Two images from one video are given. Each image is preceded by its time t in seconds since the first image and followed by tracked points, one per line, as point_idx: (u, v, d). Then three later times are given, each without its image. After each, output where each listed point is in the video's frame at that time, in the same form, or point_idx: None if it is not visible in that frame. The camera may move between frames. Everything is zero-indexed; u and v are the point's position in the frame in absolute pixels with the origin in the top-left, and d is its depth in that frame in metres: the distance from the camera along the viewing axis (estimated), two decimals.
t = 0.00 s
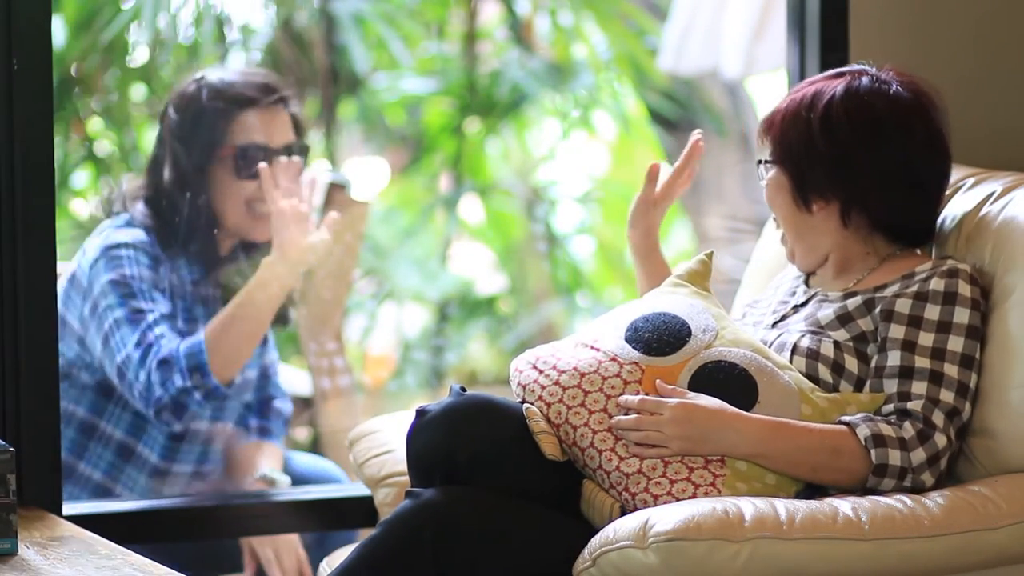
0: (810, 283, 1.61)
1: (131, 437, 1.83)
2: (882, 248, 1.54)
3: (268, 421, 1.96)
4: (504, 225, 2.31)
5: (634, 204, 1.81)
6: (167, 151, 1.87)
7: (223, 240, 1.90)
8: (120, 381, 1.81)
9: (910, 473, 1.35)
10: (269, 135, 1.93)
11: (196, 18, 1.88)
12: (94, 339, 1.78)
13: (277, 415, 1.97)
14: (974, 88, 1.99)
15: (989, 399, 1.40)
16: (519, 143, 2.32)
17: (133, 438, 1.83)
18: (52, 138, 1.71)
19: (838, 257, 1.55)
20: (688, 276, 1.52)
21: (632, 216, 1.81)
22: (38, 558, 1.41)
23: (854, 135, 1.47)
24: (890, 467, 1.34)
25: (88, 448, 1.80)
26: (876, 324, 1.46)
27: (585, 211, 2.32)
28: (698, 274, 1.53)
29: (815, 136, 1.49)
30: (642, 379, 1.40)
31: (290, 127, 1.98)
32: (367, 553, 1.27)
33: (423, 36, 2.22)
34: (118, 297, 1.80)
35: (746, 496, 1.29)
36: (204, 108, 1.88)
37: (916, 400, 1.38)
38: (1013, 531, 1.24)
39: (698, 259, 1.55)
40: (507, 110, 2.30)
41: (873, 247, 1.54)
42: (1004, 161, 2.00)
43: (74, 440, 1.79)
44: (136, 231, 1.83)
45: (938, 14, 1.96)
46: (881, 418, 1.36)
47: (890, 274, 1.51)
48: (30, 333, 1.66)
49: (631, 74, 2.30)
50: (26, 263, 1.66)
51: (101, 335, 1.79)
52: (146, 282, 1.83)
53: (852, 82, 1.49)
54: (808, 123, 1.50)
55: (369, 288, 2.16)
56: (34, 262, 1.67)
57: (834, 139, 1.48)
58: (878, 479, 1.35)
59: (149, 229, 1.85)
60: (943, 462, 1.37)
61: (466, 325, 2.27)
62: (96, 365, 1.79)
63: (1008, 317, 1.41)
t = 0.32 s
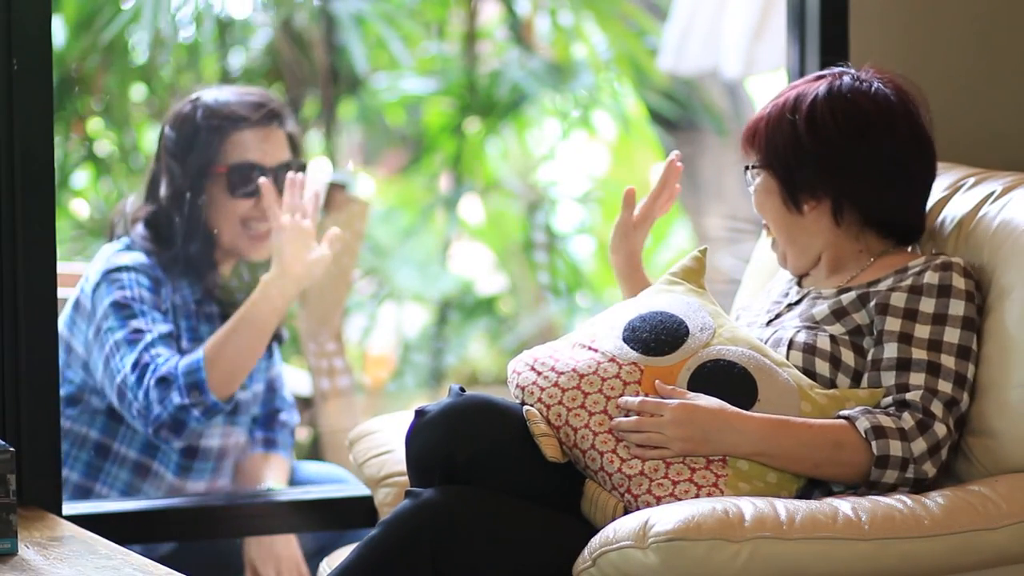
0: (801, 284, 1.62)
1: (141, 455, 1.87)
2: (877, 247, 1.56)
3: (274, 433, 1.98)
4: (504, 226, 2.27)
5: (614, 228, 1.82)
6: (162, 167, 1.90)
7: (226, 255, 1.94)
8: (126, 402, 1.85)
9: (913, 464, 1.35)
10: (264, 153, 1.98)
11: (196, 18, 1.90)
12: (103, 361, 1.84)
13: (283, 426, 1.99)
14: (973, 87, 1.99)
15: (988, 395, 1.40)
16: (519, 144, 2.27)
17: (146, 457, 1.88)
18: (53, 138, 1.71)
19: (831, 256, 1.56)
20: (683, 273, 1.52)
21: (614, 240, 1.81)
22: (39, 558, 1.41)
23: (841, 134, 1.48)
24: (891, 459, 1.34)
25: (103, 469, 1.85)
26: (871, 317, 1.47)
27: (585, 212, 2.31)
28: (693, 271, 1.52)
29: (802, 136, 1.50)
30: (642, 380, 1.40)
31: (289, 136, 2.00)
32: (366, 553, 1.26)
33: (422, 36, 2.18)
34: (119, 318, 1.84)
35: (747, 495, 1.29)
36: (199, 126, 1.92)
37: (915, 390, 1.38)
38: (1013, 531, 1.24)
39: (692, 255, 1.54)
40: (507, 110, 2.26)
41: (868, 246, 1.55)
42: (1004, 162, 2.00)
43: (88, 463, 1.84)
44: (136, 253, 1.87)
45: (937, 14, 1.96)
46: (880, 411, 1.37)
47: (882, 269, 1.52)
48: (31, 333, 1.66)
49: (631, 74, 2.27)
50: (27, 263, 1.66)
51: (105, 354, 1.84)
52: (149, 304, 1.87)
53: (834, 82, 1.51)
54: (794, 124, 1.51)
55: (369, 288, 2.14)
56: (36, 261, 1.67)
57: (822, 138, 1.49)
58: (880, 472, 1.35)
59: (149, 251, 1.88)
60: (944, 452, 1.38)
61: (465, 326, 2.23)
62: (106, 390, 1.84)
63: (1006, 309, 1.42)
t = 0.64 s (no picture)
0: (800, 284, 1.62)
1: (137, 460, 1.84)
2: (876, 247, 1.55)
3: (270, 436, 1.96)
4: (504, 226, 2.29)
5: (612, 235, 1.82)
6: (162, 180, 1.87)
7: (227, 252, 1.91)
8: (116, 417, 1.81)
9: (913, 464, 1.35)
10: (264, 164, 1.93)
11: (196, 18, 1.89)
12: (96, 373, 1.79)
13: (281, 429, 1.98)
14: (973, 87, 1.99)
15: (988, 395, 1.40)
16: (518, 143, 2.30)
17: (142, 461, 1.85)
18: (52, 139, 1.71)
19: (830, 256, 1.56)
20: (683, 273, 1.52)
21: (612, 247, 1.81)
22: (39, 558, 1.41)
23: (841, 134, 1.48)
24: (891, 459, 1.34)
25: (98, 474, 1.81)
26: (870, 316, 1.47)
27: (586, 212, 2.31)
28: (692, 270, 1.53)
29: (802, 135, 1.50)
30: (642, 380, 1.40)
31: (291, 149, 1.98)
32: (366, 553, 1.26)
33: (422, 37, 2.20)
34: (113, 333, 1.80)
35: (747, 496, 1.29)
36: (199, 140, 1.89)
37: (914, 389, 1.38)
38: (1013, 531, 1.24)
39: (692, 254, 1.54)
40: (507, 110, 2.28)
41: (867, 246, 1.55)
42: (1004, 162, 2.00)
43: (83, 467, 1.80)
44: (135, 265, 1.84)
45: (938, 14, 1.96)
46: (879, 411, 1.37)
47: (881, 269, 1.52)
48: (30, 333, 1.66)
49: (631, 73, 2.28)
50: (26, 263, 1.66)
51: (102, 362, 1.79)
52: (144, 318, 1.83)
53: (834, 83, 1.51)
54: (793, 124, 1.51)
55: (369, 288, 2.16)
56: (35, 262, 1.67)
57: (822, 138, 1.49)
58: (881, 472, 1.35)
59: (148, 263, 1.85)
60: (944, 451, 1.38)
61: (466, 327, 2.25)
62: (101, 399, 1.80)
63: (1005, 309, 1.42)
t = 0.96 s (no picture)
0: (802, 285, 1.61)
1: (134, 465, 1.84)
2: (878, 247, 1.55)
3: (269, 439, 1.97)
4: (504, 226, 2.29)
5: (619, 233, 1.82)
6: (166, 191, 1.88)
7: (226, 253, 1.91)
8: (115, 420, 1.81)
9: (913, 464, 1.35)
10: (266, 172, 1.95)
11: (196, 18, 1.89)
12: (96, 376, 1.80)
13: (280, 433, 1.98)
14: (972, 88, 1.99)
15: (988, 396, 1.40)
16: (519, 143, 2.30)
17: (138, 464, 1.85)
18: (51, 139, 1.71)
19: (831, 257, 1.56)
20: (683, 273, 1.52)
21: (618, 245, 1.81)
22: (39, 558, 1.41)
23: (844, 133, 1.48)
24: (891, 459, 1.34)
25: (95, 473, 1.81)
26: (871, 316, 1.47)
27: (586, 211, 2.31)
28: (693, 271, 1.52)
29: (805, 135, 1.50)
30: (642, 380, 1.40)
31: (292, 158, 1.99)
32: (366, 552, 1.26)
33: (422, 37, 2.19)
34: (112, 337, 1.80)
35: (749, 497, 1.29)
36: (202, 148, 1.90)
37: (915, 390, 1.38)
38: (1014, 531, 1.24)
39: (692, 255, 1.54)
40: (507, 110, 2.28)
41: (868, 246, 1.55)
42: (1004, 162, 2.00)
43: (81, 466, 1.80)
44: (138, 270, 1.84)
45: (937, 14, 1.96)
46: (880, 411, 1.37)
47: (883, 269, 1.52)
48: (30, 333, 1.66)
49: (631, 73, 2.28)
50: (26, 264, 1.66)
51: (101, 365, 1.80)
52: (143, 324, 1.83)
53: (838, 83, 1.51)
54: (797, 124, 1.51)
55: (369, 288, 2.15)
56: (35, 262, 1.66)
57: (824, 138, 1.49)
58: (881, 472, 1.35)
59: (150, 269, 1.85)
60: (944, 451, 1.38)
61: (467, 327, 2.25)
62: (99, 402, 1.80)
63: (1005, 309, 1.42)
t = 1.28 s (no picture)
0: (805, 287, 1.61)
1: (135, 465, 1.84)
2: (879, 247, 1.55)
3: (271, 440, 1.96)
4: (503, 226, 2.30)
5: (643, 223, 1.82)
6: (166, 191, 1.87)
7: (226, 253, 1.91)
8: (114, 421, 1.81)
9: (913, 460, 1.35)
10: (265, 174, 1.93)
11: (196, 19, 1.89)
12: (96, 379, 1.79)
13: (281, 434, 1.97)
14: (972, 88, 1.99)
15: (989, 396, 1.40)
16: (518, 143, 2.30)
17: (138, 465, 1.84)
18: (51, 139, 1.71)
19: (833, 258, 1.56)
20: (683, 273, 1.52)
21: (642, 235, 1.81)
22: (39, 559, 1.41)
23: (848, 134, 1.48)
24: (891, 454, 1.34)
25: (96, 475, 1.81)
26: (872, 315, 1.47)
27: (585, 211, 2.31)
28: (694, 271, 1.52)
29: (809, 135, 1.50)
30: (642, 379, 1.40)
31: (292, 159, 1.97)
32: (366, 552, 1.26)
33: (422, 37, 2.20)
34: (113, 340, 1.80)
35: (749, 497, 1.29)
36: (201, 150, 1.89)
37: (914, 386, 1.38)
38: (1014, 531, 1.24)
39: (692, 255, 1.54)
40: (507, 110, 2.29)
41: (869, 247, 1.55)
42: (1004, 162, 2.00)
43: (82, 468, 1.80)
44: (139, 273, 1.84)
45: (936, 14, 1.96)
46: (879, 406, 1.37)
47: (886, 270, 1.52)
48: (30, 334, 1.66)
49: (631, 73, 2.28)
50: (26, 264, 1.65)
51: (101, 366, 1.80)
52: (143, 327, 1.83)
53: (841, 84, 1.51)
54: (800, 124, 1.51)
55: (369, 288, 2.15)
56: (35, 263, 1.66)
57: (828, 138, 1.49)
58: (880, 467, 1.35)
59: (150, 272, 1.85)
60: (944, 448, 1.38)
61: (466, 327, 2.26)
62: (99, 405, 1.80)
63: (1005, 309, 1.42)
